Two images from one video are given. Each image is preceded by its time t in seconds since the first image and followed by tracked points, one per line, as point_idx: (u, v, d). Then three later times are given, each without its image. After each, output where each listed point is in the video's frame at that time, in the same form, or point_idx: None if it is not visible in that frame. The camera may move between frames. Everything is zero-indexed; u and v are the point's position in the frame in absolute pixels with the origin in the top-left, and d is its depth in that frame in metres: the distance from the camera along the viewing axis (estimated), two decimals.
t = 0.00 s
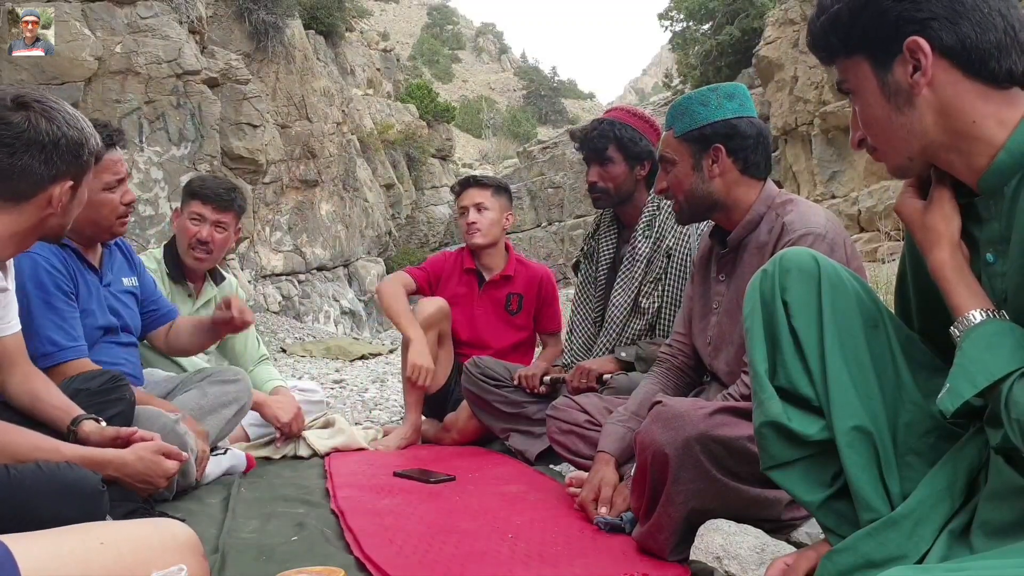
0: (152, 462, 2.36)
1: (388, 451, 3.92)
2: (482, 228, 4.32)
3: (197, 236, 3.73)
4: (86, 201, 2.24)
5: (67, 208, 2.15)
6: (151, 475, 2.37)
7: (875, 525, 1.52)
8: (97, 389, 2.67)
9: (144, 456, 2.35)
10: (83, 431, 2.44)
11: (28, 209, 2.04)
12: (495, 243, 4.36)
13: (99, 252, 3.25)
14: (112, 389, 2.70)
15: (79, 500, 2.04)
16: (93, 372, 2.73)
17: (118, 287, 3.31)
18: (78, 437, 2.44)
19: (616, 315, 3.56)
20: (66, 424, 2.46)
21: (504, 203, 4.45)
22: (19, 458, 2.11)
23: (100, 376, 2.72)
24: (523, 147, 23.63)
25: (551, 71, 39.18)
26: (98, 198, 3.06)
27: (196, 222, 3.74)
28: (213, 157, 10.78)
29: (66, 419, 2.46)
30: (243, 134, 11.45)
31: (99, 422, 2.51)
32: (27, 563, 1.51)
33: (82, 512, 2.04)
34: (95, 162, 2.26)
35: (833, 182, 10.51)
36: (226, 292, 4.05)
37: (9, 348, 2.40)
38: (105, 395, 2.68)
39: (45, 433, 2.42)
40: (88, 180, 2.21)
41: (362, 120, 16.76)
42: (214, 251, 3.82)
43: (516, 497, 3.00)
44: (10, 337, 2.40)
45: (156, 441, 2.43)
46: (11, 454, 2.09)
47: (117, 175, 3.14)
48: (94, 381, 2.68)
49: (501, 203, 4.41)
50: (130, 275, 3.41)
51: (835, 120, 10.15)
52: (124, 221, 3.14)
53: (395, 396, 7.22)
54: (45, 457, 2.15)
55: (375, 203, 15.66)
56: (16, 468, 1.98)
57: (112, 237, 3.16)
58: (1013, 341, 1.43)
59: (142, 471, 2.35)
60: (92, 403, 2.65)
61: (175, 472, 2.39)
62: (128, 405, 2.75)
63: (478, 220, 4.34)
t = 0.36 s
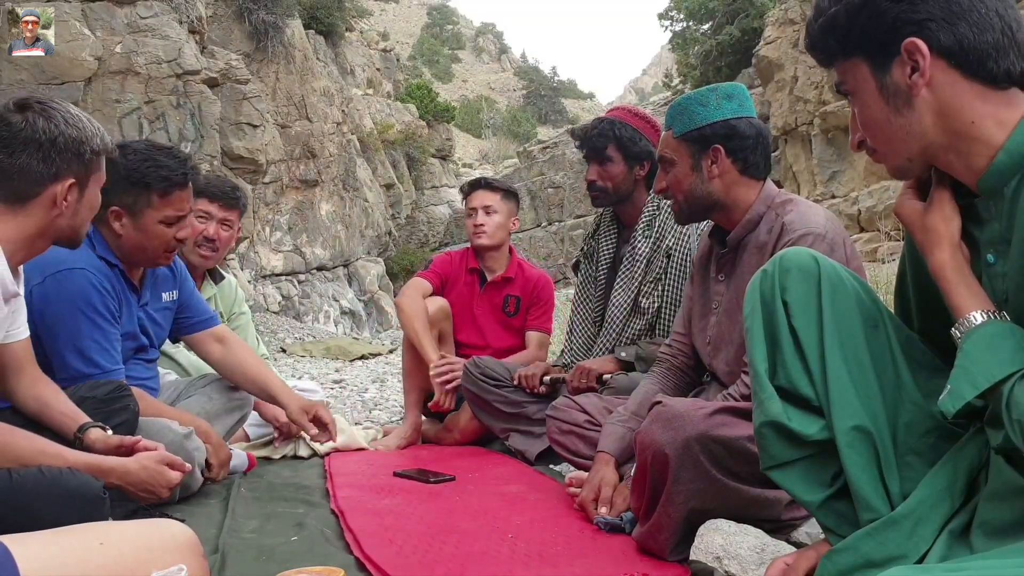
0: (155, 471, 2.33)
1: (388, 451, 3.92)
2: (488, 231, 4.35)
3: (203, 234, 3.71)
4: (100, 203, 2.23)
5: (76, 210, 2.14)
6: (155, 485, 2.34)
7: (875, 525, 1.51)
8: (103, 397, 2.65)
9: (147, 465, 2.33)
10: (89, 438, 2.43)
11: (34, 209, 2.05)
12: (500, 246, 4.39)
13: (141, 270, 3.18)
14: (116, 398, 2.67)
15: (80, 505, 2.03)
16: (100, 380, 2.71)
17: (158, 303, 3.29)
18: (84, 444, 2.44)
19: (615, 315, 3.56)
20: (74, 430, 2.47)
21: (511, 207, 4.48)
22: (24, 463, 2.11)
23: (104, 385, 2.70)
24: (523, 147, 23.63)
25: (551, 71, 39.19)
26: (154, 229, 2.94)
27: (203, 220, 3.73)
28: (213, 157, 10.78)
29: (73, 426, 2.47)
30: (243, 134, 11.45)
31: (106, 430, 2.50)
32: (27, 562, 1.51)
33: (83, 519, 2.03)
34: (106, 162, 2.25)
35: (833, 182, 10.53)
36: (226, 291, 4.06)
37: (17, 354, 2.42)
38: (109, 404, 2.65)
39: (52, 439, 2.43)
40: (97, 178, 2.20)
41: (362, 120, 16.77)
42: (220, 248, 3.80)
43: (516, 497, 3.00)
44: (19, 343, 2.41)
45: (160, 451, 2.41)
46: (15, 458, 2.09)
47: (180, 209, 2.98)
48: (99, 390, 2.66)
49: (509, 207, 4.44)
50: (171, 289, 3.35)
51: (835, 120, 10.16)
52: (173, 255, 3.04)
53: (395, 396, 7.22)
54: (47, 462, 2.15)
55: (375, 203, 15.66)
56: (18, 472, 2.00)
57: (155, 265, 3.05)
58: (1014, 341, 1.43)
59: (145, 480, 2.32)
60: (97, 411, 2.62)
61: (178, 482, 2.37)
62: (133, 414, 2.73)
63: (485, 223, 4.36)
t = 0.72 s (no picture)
0: (154, 472, 2.29)
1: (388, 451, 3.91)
2: (497, 237, 4.35)
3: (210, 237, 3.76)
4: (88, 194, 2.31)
5: (60, 201, 2.24)
6: (157, 487, 2.30)
7: (875, 524, 1.52)
8: (104, 398, 2.64)
9: (146, 466, 2.28)
10: (89, 440, 2.42)
11: (18, 205, 2.17)
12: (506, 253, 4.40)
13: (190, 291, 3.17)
14: (118, 400, 2.66)
15: (79, 509, 2.03)
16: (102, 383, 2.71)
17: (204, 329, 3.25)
18: (83, 446, 2.42)
19: (616, 315, 3.56)
20: (74, 432, 2.45)
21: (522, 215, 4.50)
22: (24, 463, 2.12)
23: (107, 387, 2.69)
24: (523, 147, 23.63)
25: (551, 71, 39.21)
26: (211, 245, 2.96)
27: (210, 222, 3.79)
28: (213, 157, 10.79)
29: (73, 428, 2.46)
30: (243, 134, 11.47)
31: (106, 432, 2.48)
32: (30, 564, 1.51)
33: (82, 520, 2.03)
34: (93, 152, 2.33)
35: (833, 182, 10.54)
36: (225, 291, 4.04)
37: (16, 356, 2.47)
38: (112, 405, 2.63)
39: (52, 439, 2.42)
40: (82, 168, 2.29)
41: (362, 120, 16.77)
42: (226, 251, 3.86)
43: (516, 498, 3.00)
44: (20, 344, 2.47)
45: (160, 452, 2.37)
46: (15, 458, 2.10)
47: (233, 221, 3.01)
48: (101, 392, 2.66)
49: (519, 215, 4.45)
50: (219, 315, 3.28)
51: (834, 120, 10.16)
52: (230, 268, 3.04)
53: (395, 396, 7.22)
54: (47, 462, 2.15)
55: (375, 203, 15.66)
56: (17, 473, 2.00)
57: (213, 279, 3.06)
58: (1014, 342, 1.43)
59: (143, 481, 2.28)
60: (98, 413, 2.61)
61: (178, 484, 2.31)
62: (134, 416, 2.68)
63: (494, 229, 4.36)
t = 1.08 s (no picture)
0: (153, 476, 2.28)
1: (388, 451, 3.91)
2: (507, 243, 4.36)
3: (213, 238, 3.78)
4: (79, 186, 2.30)
5: (49, 195, 2.23)
6: (155, 491, 2.29)
7: (875, 525, 1.51)
8: (105, 399, 2.64)
9: (144, 470, 2.28)
10: (87, 442, 2.41)
11: (6, 202, 2.15)
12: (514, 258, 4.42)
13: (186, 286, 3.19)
14: (118, 401, 2.65)
15: (78, 512, 2.03)
16: (102, 384, 2.70)
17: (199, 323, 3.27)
18: (82, 448, 2.41)
19: (615, 315, 3.56)
20: (73, 434, 2.44)
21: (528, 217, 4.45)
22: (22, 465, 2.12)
23: (107, 387, 2.69)
24: (523, 148, 23.64)
25: (551, 71, 39.24)
26: (208, 240, 2.97)
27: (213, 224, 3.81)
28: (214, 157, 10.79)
29: (72, 430, 2.45)
30: (243, 134, 11.48)
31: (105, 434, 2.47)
32: (28, 566, 1.50)
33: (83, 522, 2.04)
34: (81, 144, 2.32)
35: (832, 181, 10.54)
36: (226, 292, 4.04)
37: (15, 358, 2.47)
38: (111, 406, 2.63)
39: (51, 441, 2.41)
40: (70, 161, 2.28)
41: (362, 120, 16.78)
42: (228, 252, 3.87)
43: (516, 497, 3.00)
44: (19, 346, 2.48)
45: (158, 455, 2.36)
46: (15, 459, 2.12)
47: (230, 217, 3.03)
48: (100, 393, 2.65)
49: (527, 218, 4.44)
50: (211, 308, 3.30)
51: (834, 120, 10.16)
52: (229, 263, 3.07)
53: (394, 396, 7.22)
54: (45, 464, 2.15)
55: (375, 203, 15.67)
56: (17, 474, 2.00)
57: (212, 274, 3.09)
58: (1013, 343, 1.43)
59: (141, 484, 2.28)
60: (97, 413, 2.61)
61: (176, 488, 2.30)
62: (134, 418, 2.69)
63: (503, 234, 4.36)
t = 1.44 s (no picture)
0: (148, 481, 2.34)
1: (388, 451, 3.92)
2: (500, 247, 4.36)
3: (210, 237, 3.79)
4: (51, 165, 2.35)
5: (22, 177, 2.28)
6: (147, 496, 2.34)
7: (875, 525, 1.51)
8: (102, 398, 2.64)
9: (139, 475, 2.33)
10: (84, 443, 2.41)
11: None
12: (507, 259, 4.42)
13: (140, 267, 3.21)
14: (116, 400, 2.65)
15: (78, 510, 2.03)
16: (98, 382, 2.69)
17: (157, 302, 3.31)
18: (78, 449, 2.42)
19: (616, 315, 3.56)
20: (70, 434, 2.45)
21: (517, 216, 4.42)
22: (21, 461, 2.13)
23: (103, 387, 2.68)
24: (523, 147, 23.65)
25: (551, 71, 39.25)
26: (150, 212, 3.02)
27: (211, 222, 3.82)
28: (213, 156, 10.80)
29: (70, 431, 2.45)
30: (243, 134, 11.51)
31: (102, 435, 2.48)
32: (26, 566, 1.49)
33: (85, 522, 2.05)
34: (43, 122, 2.35)
35: (833, 181, 10.54)
36: (227, 291, 4.05)
37: (13, 358, 2.47)
38: (109, 405, 2.64)
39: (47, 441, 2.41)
40: (37, 141, 2.31)
41: (362, 120, 16.78)
42: (224, 251, 3.89)
43: (516, 497, 2.99)
44: (12, 344, 2.48)
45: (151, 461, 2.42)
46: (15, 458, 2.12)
47: (169, 189, 3.09)
48: (97, 392, 2.65)
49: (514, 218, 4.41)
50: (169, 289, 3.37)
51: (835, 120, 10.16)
52: (175, 238, 3.11)
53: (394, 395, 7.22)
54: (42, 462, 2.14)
55: (375, 203, 15.67)
56: (17, 473, 2.01)
57: (160, 252, 3.10)
58: (1014, 343, 1.43)
59: (134, 489, 2.33)
60: (95, 414, 2.62)
61: (169, 495, 2.35)
62: (130, 417, 2.71)
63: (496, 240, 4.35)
